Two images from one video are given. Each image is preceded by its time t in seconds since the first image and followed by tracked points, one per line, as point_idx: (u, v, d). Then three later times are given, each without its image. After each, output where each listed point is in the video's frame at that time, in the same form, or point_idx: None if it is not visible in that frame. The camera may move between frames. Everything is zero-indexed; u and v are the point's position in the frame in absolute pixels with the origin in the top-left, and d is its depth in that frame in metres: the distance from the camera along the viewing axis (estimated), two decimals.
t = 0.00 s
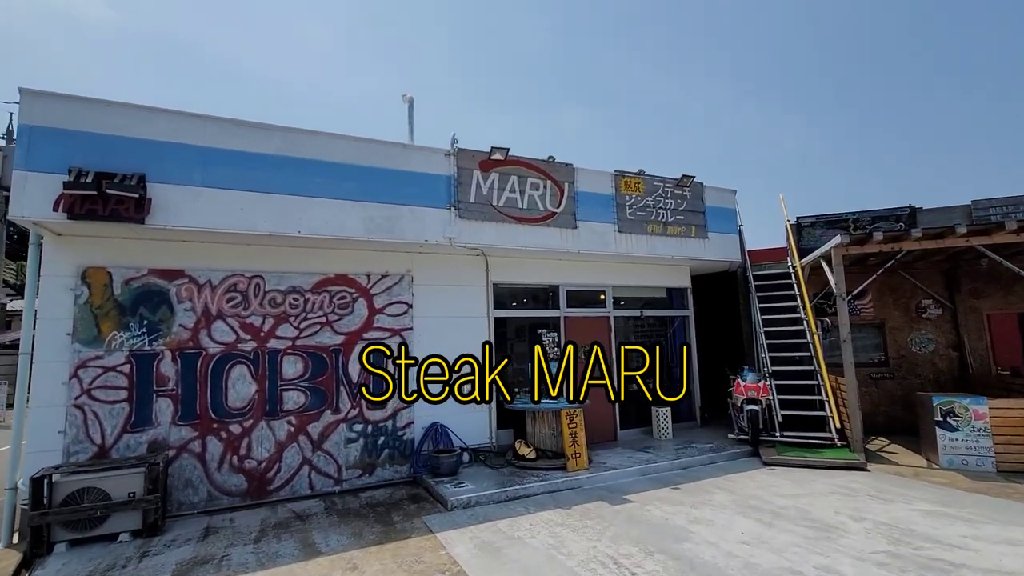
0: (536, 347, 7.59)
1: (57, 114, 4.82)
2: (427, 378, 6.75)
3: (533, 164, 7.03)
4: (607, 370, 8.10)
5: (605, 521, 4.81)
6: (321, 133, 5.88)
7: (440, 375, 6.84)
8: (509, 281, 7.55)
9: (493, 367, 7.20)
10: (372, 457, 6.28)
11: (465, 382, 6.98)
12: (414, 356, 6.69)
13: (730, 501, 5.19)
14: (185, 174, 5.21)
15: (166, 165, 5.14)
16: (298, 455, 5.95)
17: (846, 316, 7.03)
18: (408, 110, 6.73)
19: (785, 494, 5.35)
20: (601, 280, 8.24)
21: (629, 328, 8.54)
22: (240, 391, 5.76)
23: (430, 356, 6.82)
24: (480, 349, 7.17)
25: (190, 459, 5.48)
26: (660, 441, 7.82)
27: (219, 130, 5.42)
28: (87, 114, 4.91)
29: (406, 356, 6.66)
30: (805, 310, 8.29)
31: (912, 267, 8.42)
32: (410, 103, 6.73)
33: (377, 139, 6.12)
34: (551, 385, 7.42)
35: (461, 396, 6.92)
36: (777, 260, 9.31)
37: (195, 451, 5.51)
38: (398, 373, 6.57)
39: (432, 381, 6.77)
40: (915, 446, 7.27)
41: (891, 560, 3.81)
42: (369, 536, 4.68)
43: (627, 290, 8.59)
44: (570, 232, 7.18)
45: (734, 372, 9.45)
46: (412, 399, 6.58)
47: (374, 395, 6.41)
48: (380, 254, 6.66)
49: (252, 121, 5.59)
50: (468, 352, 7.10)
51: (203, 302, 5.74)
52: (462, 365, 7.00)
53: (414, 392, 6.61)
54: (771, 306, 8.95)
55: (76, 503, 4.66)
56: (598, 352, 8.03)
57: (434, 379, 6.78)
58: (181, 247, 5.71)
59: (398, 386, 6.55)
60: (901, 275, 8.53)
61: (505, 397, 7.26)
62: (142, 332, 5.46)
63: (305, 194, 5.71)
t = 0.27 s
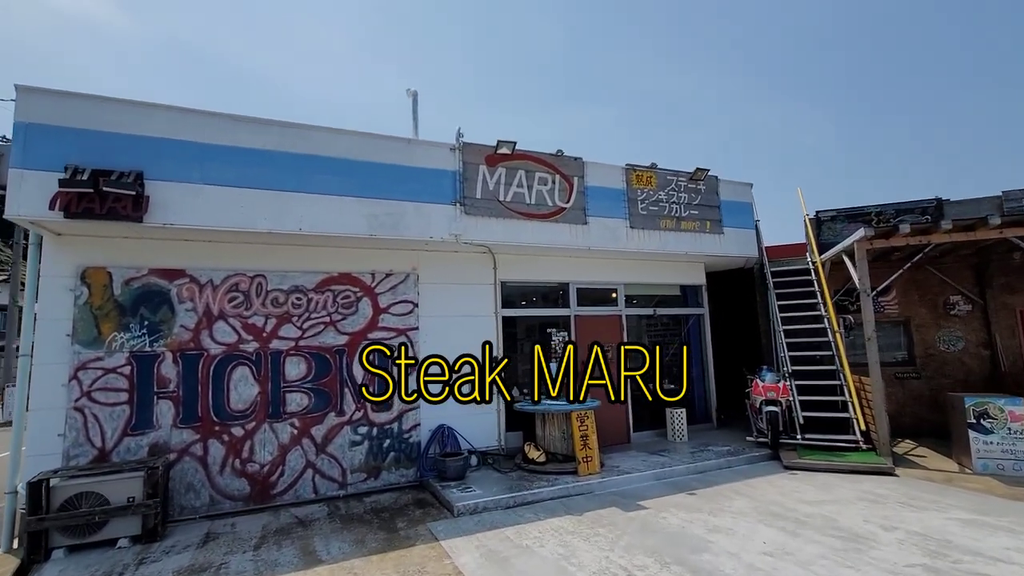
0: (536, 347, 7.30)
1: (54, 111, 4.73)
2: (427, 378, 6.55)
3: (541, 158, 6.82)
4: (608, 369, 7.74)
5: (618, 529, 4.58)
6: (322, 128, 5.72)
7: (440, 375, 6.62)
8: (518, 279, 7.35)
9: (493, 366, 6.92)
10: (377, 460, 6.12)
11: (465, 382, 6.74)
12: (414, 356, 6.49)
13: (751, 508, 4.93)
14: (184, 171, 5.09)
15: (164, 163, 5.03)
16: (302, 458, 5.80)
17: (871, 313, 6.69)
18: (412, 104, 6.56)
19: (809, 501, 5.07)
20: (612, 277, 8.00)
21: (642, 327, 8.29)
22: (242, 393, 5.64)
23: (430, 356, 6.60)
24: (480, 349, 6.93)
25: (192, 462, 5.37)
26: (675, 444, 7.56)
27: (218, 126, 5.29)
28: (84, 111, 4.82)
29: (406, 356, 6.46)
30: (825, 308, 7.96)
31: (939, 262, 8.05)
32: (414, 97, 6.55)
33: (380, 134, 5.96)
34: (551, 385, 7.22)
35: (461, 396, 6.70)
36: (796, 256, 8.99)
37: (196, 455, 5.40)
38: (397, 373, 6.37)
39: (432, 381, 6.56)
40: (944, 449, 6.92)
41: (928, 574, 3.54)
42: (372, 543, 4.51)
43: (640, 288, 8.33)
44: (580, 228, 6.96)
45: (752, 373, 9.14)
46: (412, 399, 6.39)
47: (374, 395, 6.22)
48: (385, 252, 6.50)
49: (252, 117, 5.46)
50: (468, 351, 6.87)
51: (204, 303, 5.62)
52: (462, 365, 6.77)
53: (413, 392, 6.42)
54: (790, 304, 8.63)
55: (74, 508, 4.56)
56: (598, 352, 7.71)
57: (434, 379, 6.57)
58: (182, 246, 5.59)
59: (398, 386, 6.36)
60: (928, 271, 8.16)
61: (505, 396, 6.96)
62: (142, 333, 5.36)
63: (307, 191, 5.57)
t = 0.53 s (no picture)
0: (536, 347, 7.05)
1: (53, 110, 4.65)
2: (427, 378, 6.33)
3: (551, 153, 6.59)
4: (608, 368, 7.39)
5: (634, 540, 4.34)
6: (325, 124, 5.57)
7: (440, 375, 6.39)
8: (529, 279, 7.14)
9: (494, 367, 6.69)
10: (385, 465, 5.96)
11: (465, 382, 6.50)
12: (415, 356, 6.29)
13: (776, 518, 4.65)
14: (184, 171, 4.98)
15: (165, 162, 4.92)
16: (308, 463, 5.67)
17: (901, 311, 6.31)
18: (419, 99, 6.37)
19: (838, 510, 4.78)
20: (627, 276, 7.74)
21: (657, 328, 8.03)
22: (247, 397, 5.52)
23: (431, 356, 6.39)
24: (480, 349, 6.69)
25: (196, 468, 5.26)
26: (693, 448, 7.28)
27: (219, 124, 5.17)
28: (83, 110, 4.73)
29: (406, 356, 6.27)
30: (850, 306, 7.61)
31: (972, 257, 7.66)
32: (420, 92, 6.37)
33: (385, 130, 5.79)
34: (551, 386, 6.98)
35: (461, 395, 6.46)
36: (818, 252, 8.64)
37: (201, 460, 5.29)
38: (397, 373, 6.17)
39: (432, 381, 6.34)
40: (981, 454, 6.55)
41: None
42: (377, 553, 4.34)
43: (655, 286, 8.06)
44: (592, 224, 6.72)
45: (773, 374, 8.81)
46: (412, 399, 6.19)
47: (374, 395, 6.04)
48: (391, 251, 6.34)
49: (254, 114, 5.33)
50: (468, 351, 6.63)
51: (208, 305, 5.52)
52: (462, 365, 6.54)
53: (413, 392, 6.21)
54: (813, 302, 8.29)
55: (76, 515, 4.47)
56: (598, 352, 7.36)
57: (434, 379, 6.35)
58: (185, 247, 5.49)
59: (398, 387, 6.16)
60: (960, 267, 7.77)
61: (505, 396, 6.67)
62: (145, 336, 5.26)
63: (312, 189, 5.43)
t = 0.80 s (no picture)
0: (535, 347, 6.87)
1: (49, 109, 4.57)
2: (427, 378, 6.16)
3: (558, 149, 6.39)
4: (608, 368, 7.15)
5: (644, 552, 4.13)
6: (325, 121, 5.44)
7: (440, 375, 6.22)
8: (536, 279, 6.95)
9: (494, 367, 6.49)
10: (388, 470, 5.81)
11: (465, 382, 6.32)
12: (415, 356, 6.13)
13: (794, 530, 4.40)
14: (181, 169, 4.88)
15: (162, 161, 4.83)
16: (309, 468, 5.54)
17: (925, 312, 5.99)
18: (422, 95, 6.22)
19: (861, 522, 4.52)
20: (637, 276, 7.52)
21: (669, 329, 7.79)
22: (246, 401, 5.40)
23: (430, 356, 6.22)
24: (479, 349, 6.49)
25: (195, 473, 5.15)
26: (707, 454, 7.03)
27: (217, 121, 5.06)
28: (79, 108, 4.65)
29: (406, 356, 6.11)
30: (870, 306, 7.32)
31: (1000, 254, 7.29)
32: (424, 88, 6.22)
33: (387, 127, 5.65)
34: (551, 385, 6.91)
35: (461, 395, 6.28)
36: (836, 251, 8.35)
37: (199, 465, 5.18)
38: (396, 373, 6.01)
39: (432, 381, 6.17)
40: (1012, 462, 6.22)
41: None
42: (375, 564, 4.18)
43: (667, 287, 7.83)
44: (601, 223, 6.51)
45: (790, 377, 8.52)
46: (413, 399, 6.03)
47: (375, 395, 5.89)
48: (395, 251, 6.21)
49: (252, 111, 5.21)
50: (468, 351, 6.44)
51: (207, 306, 5.41)
52: (462, 364, 6.35)
53: (413, 392, 6.06)
54: (832, 303, 7.99)
55: (71, 521, 4.37)
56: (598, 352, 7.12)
57: (434, 379, 6.18)
58: (184, 248, 5.40)
59: (398, 387, 6.00)
60: (986, 264, 7.40)
61: (505, 397, 6.47)
62: (144, 338, 5.18)
63: (311, 187, 5.31)
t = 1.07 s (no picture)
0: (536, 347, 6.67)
1: (33, 104, 4.46)
2: (427, 378, 6.01)
3: (558, 145, 6.20)
4: (608, 368, 6.92)
5: (645, 565, 3.93)
6: (317, 117, 5.29)
7: (440, 375, 6.07)
8: (536, 279, 6.76)
9: (494, 367, 6.31)
10: (382, 476, 5.65)
11: (465, 382, 6.15)
12: (415, 356, 5.99)
13: (805, 543, 4.17)
14: (168, 166, 4.75)
15: (148, 157, 4.70)
16: (301, 473, 5.39)
17: (943, 312, 5.72)
18: (418, 90, 6.05)
19: (876, 534, 4.28)
20: (641, 275, 7.30)
21: (674, 330, 7.56)
22: (237, 404, 5.27)
23: (430, 356, 6.07)
24: (479, 349, 6.32)
25: (184, 477, 5.02)
26: (713, 459, 6.80)
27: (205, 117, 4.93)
28: (64, 104, 4.53)
29: (406, 356, 5.97)
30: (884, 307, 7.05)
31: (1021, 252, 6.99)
32: (420, 83, 6.05)
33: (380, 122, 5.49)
34: (551, 385, 6.70)
35: (461, 395, 6.11)
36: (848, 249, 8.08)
37: (188, 469, 5.05)
38: (396, 373, 5.87)
39: (431, 381, 6.01)
40: None
41: None
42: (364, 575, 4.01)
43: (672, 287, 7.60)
44: (603, 220, 6.31)
45: (800, 379, 8.26)
46: (413, 399, 5.88)
47: (375, 395, 5.76)
48: (391, 250, 6.05)
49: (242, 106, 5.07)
50: (468, 351, 6.28)
51: (197, 307, 5.28)
52: (462, 364, 6.18)
53: (413, 392, 5.91)
54: (844, 303, 7.72)
55: (53, 528, 4.25)
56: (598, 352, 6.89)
57: (434, 379, 6.03)
58: (174, 247, 5.27)
59: (398, 386, 5.86)
60: (1006, 263, 7.10)
61: (505, 397, 6.28)
62: (131, 339, 5.05)
63: (305, 184, 5.17)
